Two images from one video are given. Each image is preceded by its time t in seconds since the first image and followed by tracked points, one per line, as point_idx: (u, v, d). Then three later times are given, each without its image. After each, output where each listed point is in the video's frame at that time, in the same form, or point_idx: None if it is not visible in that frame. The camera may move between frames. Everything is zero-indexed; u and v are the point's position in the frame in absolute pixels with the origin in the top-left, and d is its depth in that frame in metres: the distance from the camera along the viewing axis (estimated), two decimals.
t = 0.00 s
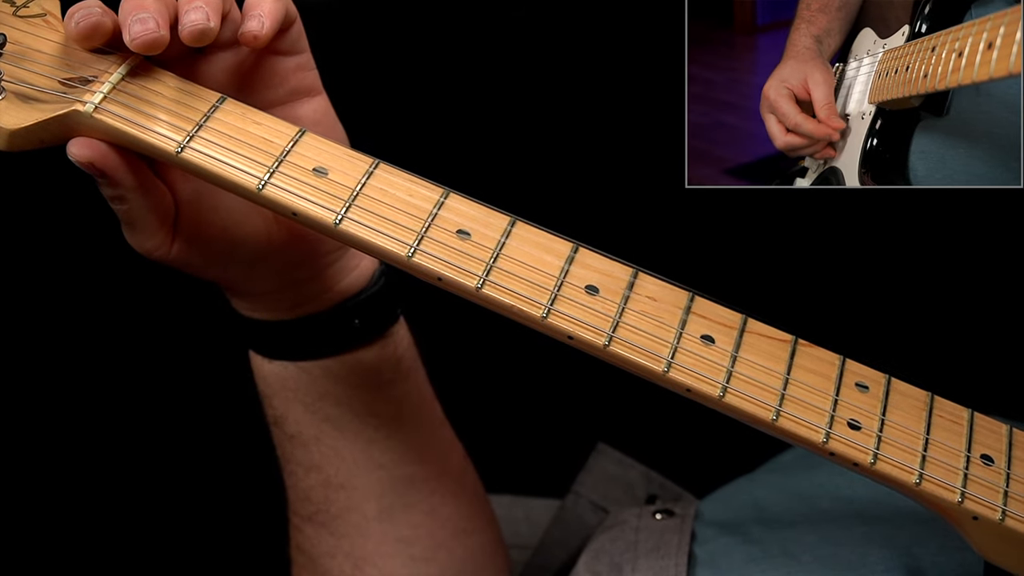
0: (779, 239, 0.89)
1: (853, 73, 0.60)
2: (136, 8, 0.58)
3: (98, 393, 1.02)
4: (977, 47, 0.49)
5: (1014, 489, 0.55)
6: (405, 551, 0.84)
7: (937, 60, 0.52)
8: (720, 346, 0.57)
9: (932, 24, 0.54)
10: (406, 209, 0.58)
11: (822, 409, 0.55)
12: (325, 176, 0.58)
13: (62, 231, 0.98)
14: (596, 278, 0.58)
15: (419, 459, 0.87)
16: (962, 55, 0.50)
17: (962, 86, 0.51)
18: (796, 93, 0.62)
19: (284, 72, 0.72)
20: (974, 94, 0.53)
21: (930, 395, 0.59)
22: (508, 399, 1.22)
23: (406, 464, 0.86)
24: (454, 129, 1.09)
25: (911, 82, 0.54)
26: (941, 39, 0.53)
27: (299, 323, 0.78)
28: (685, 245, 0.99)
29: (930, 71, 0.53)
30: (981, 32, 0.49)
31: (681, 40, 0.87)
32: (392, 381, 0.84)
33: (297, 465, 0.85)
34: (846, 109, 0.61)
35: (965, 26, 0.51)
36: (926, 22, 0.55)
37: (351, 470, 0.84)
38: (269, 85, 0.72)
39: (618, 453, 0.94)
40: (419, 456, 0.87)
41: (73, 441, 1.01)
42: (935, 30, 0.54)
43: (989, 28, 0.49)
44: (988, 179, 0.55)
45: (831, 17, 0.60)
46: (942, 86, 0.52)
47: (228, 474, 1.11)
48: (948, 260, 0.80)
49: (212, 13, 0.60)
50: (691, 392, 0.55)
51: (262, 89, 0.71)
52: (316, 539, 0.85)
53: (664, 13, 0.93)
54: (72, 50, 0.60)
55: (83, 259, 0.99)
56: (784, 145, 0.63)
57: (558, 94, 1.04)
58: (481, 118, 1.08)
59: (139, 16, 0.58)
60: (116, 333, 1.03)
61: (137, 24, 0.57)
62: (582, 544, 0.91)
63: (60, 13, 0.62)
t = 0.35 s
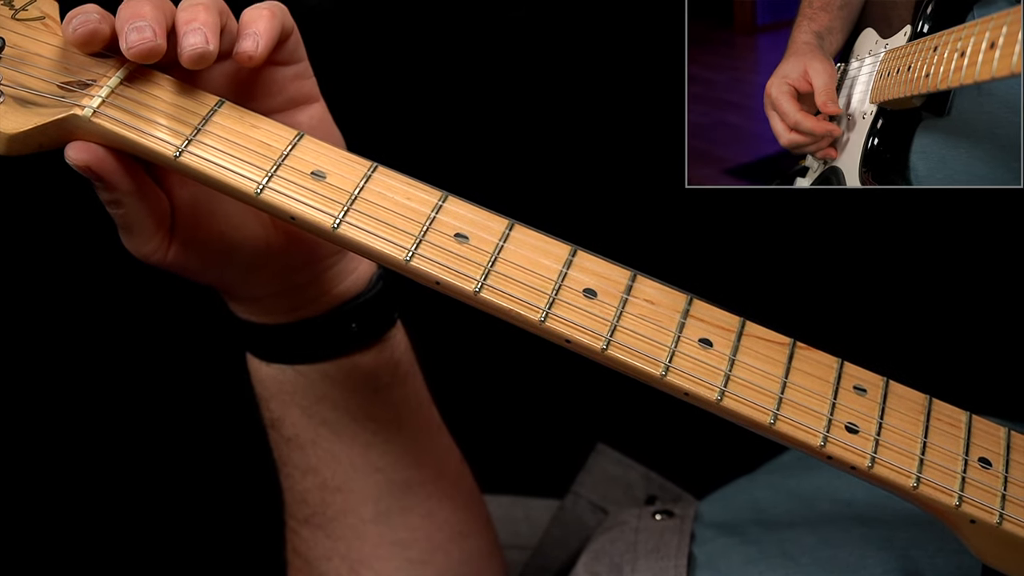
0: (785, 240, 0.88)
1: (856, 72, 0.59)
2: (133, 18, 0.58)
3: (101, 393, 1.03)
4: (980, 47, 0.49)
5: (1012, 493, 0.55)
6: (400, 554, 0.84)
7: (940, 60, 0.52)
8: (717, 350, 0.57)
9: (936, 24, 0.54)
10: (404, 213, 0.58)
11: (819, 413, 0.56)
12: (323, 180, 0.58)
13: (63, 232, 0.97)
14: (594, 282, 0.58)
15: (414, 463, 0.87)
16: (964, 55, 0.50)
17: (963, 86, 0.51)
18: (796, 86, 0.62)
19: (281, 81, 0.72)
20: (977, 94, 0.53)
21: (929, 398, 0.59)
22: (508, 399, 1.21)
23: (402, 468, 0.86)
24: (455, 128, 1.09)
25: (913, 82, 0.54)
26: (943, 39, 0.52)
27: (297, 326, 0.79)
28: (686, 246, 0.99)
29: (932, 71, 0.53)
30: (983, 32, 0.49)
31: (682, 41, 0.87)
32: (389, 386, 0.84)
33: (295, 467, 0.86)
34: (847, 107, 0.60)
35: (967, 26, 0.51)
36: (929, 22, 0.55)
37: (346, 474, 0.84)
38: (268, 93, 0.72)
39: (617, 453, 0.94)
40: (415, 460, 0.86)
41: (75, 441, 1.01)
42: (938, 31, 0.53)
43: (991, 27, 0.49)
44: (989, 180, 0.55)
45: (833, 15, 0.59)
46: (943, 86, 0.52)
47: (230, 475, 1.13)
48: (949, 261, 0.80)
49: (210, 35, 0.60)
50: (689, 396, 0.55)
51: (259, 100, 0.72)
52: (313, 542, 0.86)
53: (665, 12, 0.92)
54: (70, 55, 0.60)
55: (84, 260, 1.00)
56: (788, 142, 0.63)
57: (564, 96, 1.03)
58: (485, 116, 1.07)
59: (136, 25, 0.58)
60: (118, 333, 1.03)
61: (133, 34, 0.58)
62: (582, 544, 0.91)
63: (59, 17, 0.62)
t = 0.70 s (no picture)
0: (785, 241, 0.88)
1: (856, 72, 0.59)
2: (187, 36, 0.59)
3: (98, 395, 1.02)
4: (978, 44, 0.49)
5: (1013, 493, 0.54)
6: (405, 567, 0.83)
7: (938, 58, 0.52)
8: (719, 348, 0.57)
9: (936, 23, 0.54)
10: (403, 210, 0.58)
11: (821, 412, 0.55)
12: (323, 177, 0.58)
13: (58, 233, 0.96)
14: (595, 280, 0.58)
15: (421, 476, 0.87)
16: (963, 52, 0.50)
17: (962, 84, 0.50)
18: (788, 86, 0.61)
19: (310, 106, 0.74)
20: (977, 92, 0.53)
21: (930, 397, 0.59)
22: (508, 399, 1.21)
23: (409, 481, 0.86)
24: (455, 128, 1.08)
25: (913, 80, 0.54)
26: (943, 37, 0.52)
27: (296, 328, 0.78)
28: (688, 245, 0.98)
29: (931, 69, 0.52)
30: (982, 29, 0.49)
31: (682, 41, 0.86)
32: (401, 401, 0.86)
33: (301, 484, 0.85)
34: (847, 109, 0.60)
35: (966, 24, 0.51)
36: (928, 22, 0.55)
37: (355, 488, 0.85)
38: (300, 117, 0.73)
39: (616, 453, 0.94)
40: (422, 473, 0.87)
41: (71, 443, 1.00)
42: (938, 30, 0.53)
43: (989, 24, 0.48)
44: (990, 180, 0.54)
45: (834, 12, 0.58)
46: (942, 84, 0.52)
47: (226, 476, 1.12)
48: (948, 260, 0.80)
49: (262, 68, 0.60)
50: (691, 395, 0.55)
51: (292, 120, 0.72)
52: (314, 556, 0.85)
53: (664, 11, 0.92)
54: (70, 51, 0.60)
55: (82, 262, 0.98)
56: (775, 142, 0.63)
57: (556, 92, 1.03)
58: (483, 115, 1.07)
59: (189, 41, 0.59)
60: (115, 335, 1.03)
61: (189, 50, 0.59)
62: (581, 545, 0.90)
63: (56, 13, 0.61)
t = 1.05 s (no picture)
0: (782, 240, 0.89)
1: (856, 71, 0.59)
2: (213, 52, 0.58)
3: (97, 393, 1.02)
4: (976, 45, 0.49)
5: (1013, 490, 0.55)
6: (388, 566, 0.83)
7: (937, 59, 0.52)
8: (719, 345, 0.57)
9: (935, 23, 0.54)
10: (405, 205, 0.58)
11: (821, 409, 0.55)
12: (325, 172, 0.58)
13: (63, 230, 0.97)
14: (596, 276, 0.58)
15: (401, 476, 0.87)
16: (961, 53, 0.50)
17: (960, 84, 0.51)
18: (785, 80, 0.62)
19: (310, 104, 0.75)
20: (977, 93, 0.53)
21: (929, 395, 0.59)
22: (507, 399, 1.21)
23: (390, 480, 0.86)
24: (456, 128, 1.08)
25: (912, 80, 0.54)
26: (941, 37, 0.53)
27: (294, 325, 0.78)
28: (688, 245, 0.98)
29: (930, 69, 0.53)
30: (980, 31, 0.49)
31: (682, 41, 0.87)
32: (381, 398, 0.87)
33: (280, 492, 0.84)
34: (847, 108, 0.60)
35: (964, 24, 0.51)
36: (928, 22, 0.55)
37: (337, 491, 0.84)
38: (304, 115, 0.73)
39: (616, 453, 0.94)
40: (401, 472, 0.87)
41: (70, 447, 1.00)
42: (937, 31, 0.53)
43: (988, 25, 0.49)
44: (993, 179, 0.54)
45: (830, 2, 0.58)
46: (940, 84, 0.52)
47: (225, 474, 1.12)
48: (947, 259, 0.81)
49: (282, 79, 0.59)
50: (690, 391, 0.55)
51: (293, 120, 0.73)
52: (295, 563, 0.83)
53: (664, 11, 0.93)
54: (72, 44, 0.60)
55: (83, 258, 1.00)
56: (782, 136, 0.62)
57: (561, 94, 1.03)
58: (483, 115, 1.07)
59: (218, 60, 0.57)
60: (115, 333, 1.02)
61: (217, 70, 0.57)
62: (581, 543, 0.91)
63: (60, 6, 0.62)
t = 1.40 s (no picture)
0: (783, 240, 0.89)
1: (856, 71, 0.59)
2: (213, 74, 0.57)
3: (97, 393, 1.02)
4: (977, 45, 0.48)
5: (1012, 491, 0.55)
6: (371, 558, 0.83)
7: (938, 59, 0.51)
8: (719, 346, 0.57)
9: (936, 23, 0.53)
10: (404, 207, 0.58)
11: (821, 410, 0.55)
12: (324, 174, 0.58)
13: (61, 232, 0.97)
14: (596, 277, 0.58)
15: (383, 465, 0.87)
16: (962, 53, 0.49)
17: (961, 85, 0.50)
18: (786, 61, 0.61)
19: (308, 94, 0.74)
20: (977, 93, 0.52)
21: (929, 396, 0.59)
22: (506, 399, 1.21)
23: (372, 470, 0.86)
24: (455, 129, 1.08)
25: (913, 80, 0.53)
26: (943, 37, 0.52)
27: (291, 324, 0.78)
28: (687, 245, 0.98)
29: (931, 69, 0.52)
30: (981, 30, 0.49)
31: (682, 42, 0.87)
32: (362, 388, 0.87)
33: (262, 479, 0.83)
34: (848, 107, 0.59)
35: (966, 24, 0.50)
36: (929, 22, 0.54)
37: (320, 480, 0.84)
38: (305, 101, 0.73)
39: (618, 455, 0.94)
40: (383, 462, 0.87)
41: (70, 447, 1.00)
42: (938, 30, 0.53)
43: (989, 25, 0.48)
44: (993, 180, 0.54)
45: None
46: (942, 84, 0.51)
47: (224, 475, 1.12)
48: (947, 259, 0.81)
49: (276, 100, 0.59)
50: (690, 392, 0.55)
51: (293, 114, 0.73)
52: (276, 553, 0.82)
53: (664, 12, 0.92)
54: (71, 46, 0.60)
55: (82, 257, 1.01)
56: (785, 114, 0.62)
57: (561, 95, 1.03)
58: (482, 116, 1.07)
59: (217, 86, 0.57)
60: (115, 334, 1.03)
61: (217, 97, 0.56)
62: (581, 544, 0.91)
63: (59, 8, 0.62)
